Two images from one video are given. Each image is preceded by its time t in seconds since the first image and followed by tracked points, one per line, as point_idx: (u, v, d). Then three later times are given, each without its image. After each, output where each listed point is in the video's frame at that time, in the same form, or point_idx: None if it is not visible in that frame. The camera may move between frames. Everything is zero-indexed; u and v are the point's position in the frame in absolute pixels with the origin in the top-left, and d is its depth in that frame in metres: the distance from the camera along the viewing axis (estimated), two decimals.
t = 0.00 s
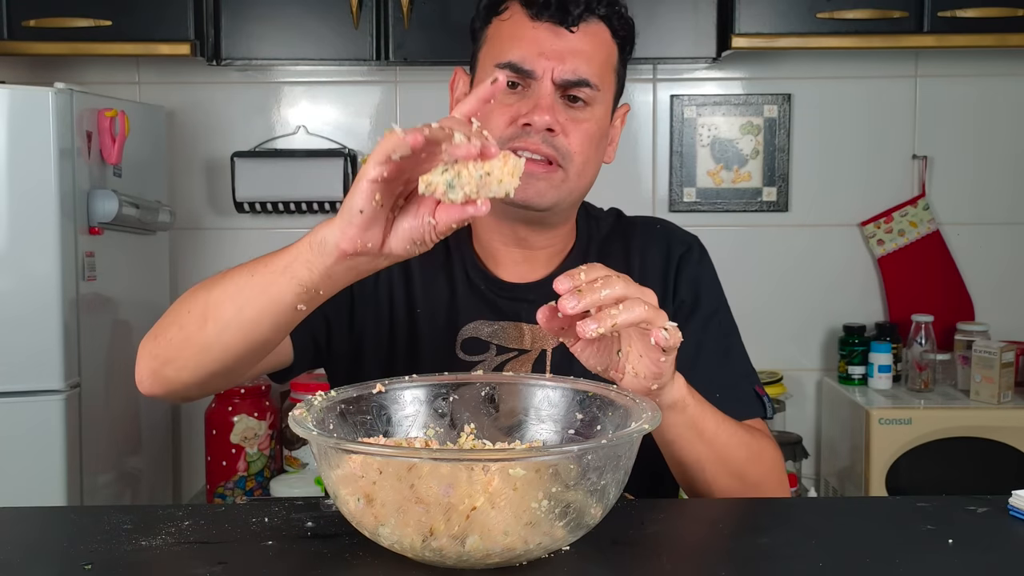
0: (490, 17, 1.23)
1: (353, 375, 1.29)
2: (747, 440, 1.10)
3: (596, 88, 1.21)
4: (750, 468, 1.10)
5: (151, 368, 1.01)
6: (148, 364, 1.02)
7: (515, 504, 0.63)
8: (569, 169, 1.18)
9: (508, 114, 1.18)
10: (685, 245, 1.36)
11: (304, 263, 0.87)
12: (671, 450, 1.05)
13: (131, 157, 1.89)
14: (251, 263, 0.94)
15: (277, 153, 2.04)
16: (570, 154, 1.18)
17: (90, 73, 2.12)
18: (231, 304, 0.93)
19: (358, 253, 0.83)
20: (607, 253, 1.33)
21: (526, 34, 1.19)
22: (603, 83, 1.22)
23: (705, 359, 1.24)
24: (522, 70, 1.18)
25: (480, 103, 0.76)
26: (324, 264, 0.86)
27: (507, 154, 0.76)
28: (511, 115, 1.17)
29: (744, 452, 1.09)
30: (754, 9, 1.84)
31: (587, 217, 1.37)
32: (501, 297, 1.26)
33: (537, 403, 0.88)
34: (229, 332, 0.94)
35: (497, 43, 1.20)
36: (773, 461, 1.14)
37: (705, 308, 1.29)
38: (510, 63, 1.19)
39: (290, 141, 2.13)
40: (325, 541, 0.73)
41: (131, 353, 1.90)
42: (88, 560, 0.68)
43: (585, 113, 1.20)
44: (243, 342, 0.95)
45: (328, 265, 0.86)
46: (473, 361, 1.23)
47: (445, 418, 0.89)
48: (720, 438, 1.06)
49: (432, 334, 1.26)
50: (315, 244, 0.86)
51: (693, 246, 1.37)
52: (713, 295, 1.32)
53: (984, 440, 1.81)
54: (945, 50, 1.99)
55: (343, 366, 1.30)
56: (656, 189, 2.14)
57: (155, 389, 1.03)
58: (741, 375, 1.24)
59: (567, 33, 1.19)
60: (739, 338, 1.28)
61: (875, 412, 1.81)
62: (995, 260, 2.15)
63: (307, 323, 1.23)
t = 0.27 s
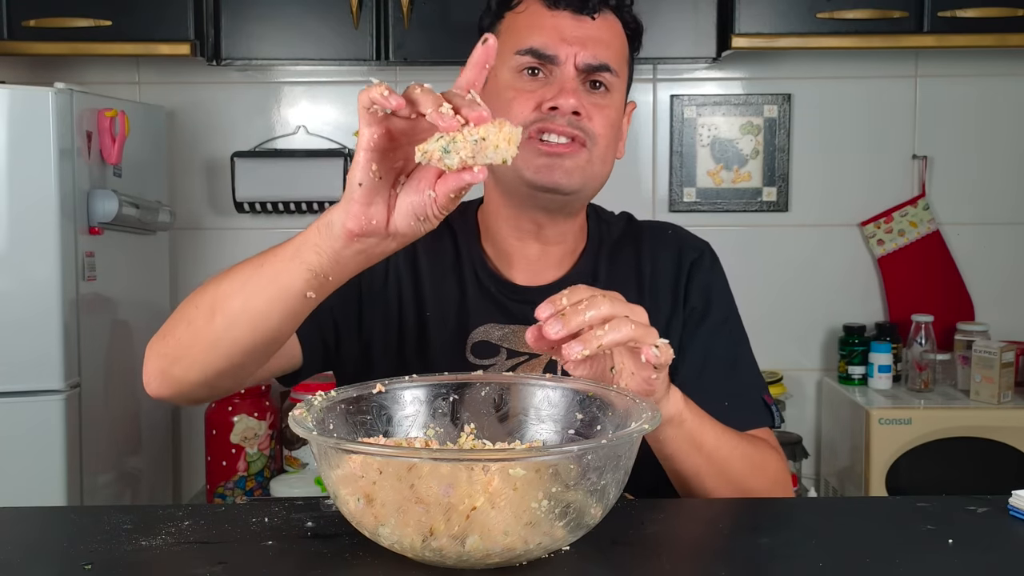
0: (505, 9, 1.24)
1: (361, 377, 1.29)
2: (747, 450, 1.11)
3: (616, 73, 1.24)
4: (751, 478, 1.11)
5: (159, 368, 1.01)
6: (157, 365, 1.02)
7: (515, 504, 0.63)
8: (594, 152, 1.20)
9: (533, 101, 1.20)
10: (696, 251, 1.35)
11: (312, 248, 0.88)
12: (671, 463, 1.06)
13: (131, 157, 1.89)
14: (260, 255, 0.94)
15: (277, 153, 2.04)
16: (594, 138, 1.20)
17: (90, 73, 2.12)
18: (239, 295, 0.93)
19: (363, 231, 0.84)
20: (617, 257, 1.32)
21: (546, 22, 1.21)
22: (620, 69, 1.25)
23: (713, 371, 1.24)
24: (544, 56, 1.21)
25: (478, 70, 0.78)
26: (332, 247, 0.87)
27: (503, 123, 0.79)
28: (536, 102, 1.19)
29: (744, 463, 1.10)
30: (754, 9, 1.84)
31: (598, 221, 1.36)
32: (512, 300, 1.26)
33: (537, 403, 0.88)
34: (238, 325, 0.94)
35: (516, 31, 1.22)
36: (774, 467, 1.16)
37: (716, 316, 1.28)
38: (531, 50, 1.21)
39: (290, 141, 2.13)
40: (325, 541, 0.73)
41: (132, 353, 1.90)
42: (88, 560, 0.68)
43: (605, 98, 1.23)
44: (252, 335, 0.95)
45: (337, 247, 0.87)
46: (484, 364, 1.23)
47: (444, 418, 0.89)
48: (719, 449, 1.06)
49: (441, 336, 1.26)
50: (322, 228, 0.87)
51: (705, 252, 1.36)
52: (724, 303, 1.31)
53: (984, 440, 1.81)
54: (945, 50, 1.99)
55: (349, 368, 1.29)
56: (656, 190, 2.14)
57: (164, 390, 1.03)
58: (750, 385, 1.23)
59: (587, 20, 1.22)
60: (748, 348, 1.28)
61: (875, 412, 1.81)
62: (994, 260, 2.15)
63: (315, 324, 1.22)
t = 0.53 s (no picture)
0: (505, 12, 1.25)
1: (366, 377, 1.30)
2: (748, 455, 1.11)
3: (619, 73, 1.24)
4: (751, 482, 1.11)
5: (159, 360, 1.02)
6: (157, 357, 1.03)
7: (515, 503, 0.63)
8: (600, 152, 1.19)
9: (538, 102, 1.19)
10: (704, 254, 1.35)
11: (308, 238, 0.88)
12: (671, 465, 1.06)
13: (131, 157, 1.89)
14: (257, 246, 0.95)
15: (277, 153, 2.04)
16: (600, 138, 1.20)
17: (90, 73, 2.12)
18: (236, 286, 0.93)
19: (359, 220, 0.84)
20: (623, 258, 1.32)
21: (548, 23, 1.21)
22: (623, 67, 1.25)
23: (718, 376, 1.24)
24: (548, 58, 1.21)
25: (472, 56, 0.79)
26: (327, 237, 0.87)
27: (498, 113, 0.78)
28: (541, 103, 1.19)
29: (744, 466, 1.10)
30: (754, 9, 1.84)
31: (605, 222, 1.36)
32: (518, 302, 1.26)
33: (537, 403, 0.88)
34: (235, 315, 0.94)
35: (518, 33, 1.22)
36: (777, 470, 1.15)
37: (722, 321, 1.28)
38: (534, 52, 1.21)
39: (290, 141, 2.13)
40: (325, 541, 0.73)
41: (132, 352, 1.90)
42: (88, 560, 0.68)
43: (609, 98, 1.23)
44: (249, 326, 0.95)
45: (332, 237, 0.87)
46: (488, 366, 1.23)
47: (444, 418, 0.90)
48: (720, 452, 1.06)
49: (445, 338, 1.26)
50: (318, 218, 0.87)
51: (712, 255, 1.35)
52: (731, 307, 1.30)
53: (984, 440, 1.81)
54: (945, 50, 1.99)
55: (353, 367, 1.30)
56: (656, 190, 2.14)
57: (164, 382, 1.03)
58: (755, 391, 1.24)
59: (589, 21, 1.22)
60: (754, 352, 1.27)
61: (875, 411, 1.81)
62: (995, 260, 2.15)
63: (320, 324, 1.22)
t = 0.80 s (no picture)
0: (502, 16, 1.25)
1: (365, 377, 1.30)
2: (748, 455, 1.11)
3: (618, 76, 1.23)
4: (752, 483, 1.11)
5: (154, 359, 1.02)
6: (151, 356, 1.03)
7: (515, 503, 0.63)
8: (598, 158, 1.19)
9: (535, 110, 1.20)
10: (705, 254, 1.34)
11: (300, 240, 0.89)
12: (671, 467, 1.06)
13: (131, 157, 1.89)
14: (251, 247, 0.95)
15: (277, 153, 2.04)
16: (598, 144, 1.20)
17: (90, 73, 2.12)
18: (230, 285, 0.93)
19: (350, 222, 0.85)
20: (624, 258, 1.32)
21: (545, 27, 1.21)
22: (622, 69, 1.25)
23: (719, 377, 1.24)
24: (545, 63, 1.21)
25: (461, 58, 0.78)
26: (319, 239, 0.87)
27: (487, 115, 0.79)
28: (538, 111, 1.20)
29: (744, 467, 1.10)
30: (754, 9, 1.84)
31: (607, 223, 1.36)
32: (517, 303, 1.25)
33: (537, 403, 0.88)
34: (229, 315, 0.94)
35: (515, 38, 1.22)
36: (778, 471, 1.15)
37: (722, 321, 1.28)
38: (530, 57, 1.21)
39: (290, 141, 2.13)
40: (325, 541, 0.73)
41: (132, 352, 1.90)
42: (88, 560, 0.68)
43: (608, 101, 1.23)
44: (243, 326, 0.95)
45: (324, 239, 0.87)
46: (488, 367, 1.23)
47: (444, 418, 0.90)
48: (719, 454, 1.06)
49: (444, 339, 1.26)
50: (310, 219, 0.88)
51: (714, 255, 1.35)
52: (731, 307, 1.30)
53: (984, 440, 1.81)
54: (945, 50, 1.99)
55: (353, 367, 1.30)
56: (656, 190, 2.14)
57: (158, 381, 1.03)
58: (757, 391, 1.24)
59: (586, 24, 1.22)
60: (756, 353, 1.27)
61: (875, 411, 1.81)
62: (995, 260, 2.15)
63: (318, 324, 1.23)
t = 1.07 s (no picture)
0: (498, 17, 1.24)
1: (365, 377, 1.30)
2: (746, 456, 1.11)
3: (614, 77, 1.23)
4: (749, 484, 1.11)
5: (150, 359, 1.02)
6: (148, 357, 1.03)
7: (515, 503, 0.63)
8: (597, 159, 1.19)
9: (531, 111, 1.20)
10: (703, 254, 1.34)
11: (295, 240, 0.89)
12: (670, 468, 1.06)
13: (131, 157, 1.89)
14: (246, 248, 0.95)
15: (277, 153, 2.04)
16: (597, 145, 1.20)
17: (90, 73, 2.12)
18: (226, 286, 0.94)
19: (345, 222, 0.85)
20: (623, 258, 1.32)
21: (541, 29, 1.21)
22: (618, 70, 1.25)
23: (717, 377, 1.24)
24: (541, 65, 1.21)
25: (454, 59, 0.78)
26: (314, 239, 0.87)
27: (480, 116, 0.79)
28: (535, 112, 1.20)
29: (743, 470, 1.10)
30: (754, 9, 1.84)
31: (605, 223, 1.36)
32: (516, 304, 1.26)
33: (537, 402, 0.88)
34: (224, 316, 0.95)
35: (511, 39, 1.22)
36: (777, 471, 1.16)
37: (720, 322, 1.28)
38: (527, 59, 1.21)
39: (290, 141, 2.13)
40: (325, 540, 0.73)
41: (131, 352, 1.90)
42: (88, 560, 0.68)
43: (605, 103, 1.23)
44: (239, 326, 0.95)
45: (319, 239, 0.87)
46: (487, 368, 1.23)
47: (444, 418, 0.90)
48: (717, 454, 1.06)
49: (441, 340, 1.26)
50: (305, 220, 0.88)
51: (712, 255, 1.35)
52: (729, 307, 1.30)
53: (984, 440, 1.81)
54: (945, 49, 1.99)
55: (351, 367, 1.30)
56: (656, 190, 2.14)
57: (155, 381, 1.04)
58: (755, 391, 1.24)
59: (582, 24, 1.22)
60: (753, 353, 1.28)
61: (875, 411, 1.81)
62: (995, 260, 2.15)
63: (314, 325, 1.23)
